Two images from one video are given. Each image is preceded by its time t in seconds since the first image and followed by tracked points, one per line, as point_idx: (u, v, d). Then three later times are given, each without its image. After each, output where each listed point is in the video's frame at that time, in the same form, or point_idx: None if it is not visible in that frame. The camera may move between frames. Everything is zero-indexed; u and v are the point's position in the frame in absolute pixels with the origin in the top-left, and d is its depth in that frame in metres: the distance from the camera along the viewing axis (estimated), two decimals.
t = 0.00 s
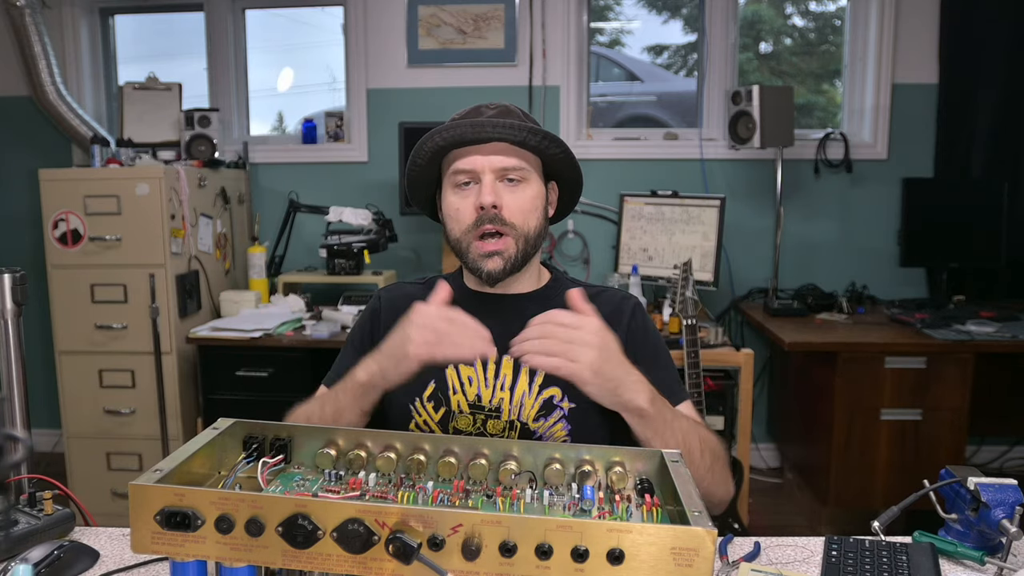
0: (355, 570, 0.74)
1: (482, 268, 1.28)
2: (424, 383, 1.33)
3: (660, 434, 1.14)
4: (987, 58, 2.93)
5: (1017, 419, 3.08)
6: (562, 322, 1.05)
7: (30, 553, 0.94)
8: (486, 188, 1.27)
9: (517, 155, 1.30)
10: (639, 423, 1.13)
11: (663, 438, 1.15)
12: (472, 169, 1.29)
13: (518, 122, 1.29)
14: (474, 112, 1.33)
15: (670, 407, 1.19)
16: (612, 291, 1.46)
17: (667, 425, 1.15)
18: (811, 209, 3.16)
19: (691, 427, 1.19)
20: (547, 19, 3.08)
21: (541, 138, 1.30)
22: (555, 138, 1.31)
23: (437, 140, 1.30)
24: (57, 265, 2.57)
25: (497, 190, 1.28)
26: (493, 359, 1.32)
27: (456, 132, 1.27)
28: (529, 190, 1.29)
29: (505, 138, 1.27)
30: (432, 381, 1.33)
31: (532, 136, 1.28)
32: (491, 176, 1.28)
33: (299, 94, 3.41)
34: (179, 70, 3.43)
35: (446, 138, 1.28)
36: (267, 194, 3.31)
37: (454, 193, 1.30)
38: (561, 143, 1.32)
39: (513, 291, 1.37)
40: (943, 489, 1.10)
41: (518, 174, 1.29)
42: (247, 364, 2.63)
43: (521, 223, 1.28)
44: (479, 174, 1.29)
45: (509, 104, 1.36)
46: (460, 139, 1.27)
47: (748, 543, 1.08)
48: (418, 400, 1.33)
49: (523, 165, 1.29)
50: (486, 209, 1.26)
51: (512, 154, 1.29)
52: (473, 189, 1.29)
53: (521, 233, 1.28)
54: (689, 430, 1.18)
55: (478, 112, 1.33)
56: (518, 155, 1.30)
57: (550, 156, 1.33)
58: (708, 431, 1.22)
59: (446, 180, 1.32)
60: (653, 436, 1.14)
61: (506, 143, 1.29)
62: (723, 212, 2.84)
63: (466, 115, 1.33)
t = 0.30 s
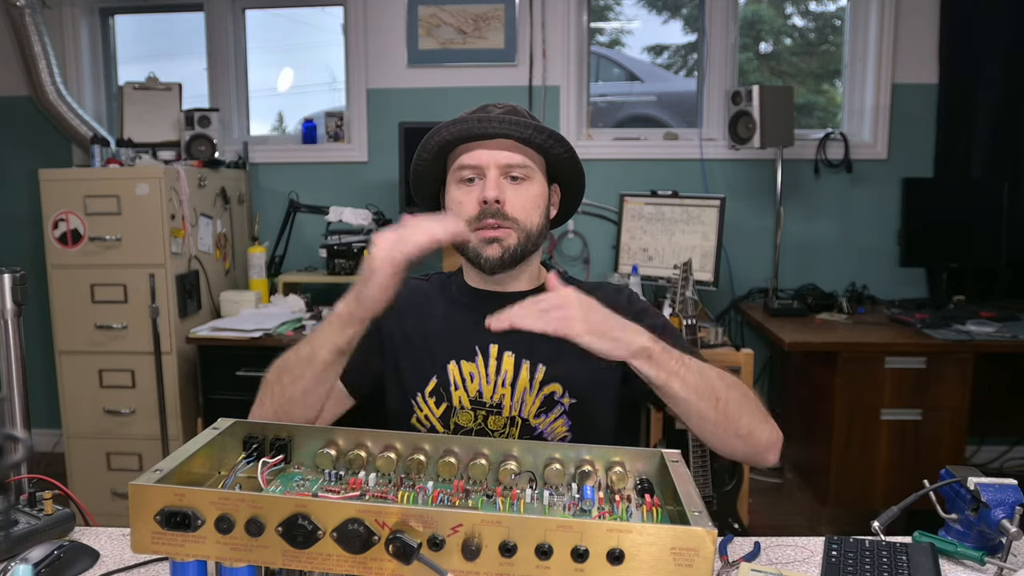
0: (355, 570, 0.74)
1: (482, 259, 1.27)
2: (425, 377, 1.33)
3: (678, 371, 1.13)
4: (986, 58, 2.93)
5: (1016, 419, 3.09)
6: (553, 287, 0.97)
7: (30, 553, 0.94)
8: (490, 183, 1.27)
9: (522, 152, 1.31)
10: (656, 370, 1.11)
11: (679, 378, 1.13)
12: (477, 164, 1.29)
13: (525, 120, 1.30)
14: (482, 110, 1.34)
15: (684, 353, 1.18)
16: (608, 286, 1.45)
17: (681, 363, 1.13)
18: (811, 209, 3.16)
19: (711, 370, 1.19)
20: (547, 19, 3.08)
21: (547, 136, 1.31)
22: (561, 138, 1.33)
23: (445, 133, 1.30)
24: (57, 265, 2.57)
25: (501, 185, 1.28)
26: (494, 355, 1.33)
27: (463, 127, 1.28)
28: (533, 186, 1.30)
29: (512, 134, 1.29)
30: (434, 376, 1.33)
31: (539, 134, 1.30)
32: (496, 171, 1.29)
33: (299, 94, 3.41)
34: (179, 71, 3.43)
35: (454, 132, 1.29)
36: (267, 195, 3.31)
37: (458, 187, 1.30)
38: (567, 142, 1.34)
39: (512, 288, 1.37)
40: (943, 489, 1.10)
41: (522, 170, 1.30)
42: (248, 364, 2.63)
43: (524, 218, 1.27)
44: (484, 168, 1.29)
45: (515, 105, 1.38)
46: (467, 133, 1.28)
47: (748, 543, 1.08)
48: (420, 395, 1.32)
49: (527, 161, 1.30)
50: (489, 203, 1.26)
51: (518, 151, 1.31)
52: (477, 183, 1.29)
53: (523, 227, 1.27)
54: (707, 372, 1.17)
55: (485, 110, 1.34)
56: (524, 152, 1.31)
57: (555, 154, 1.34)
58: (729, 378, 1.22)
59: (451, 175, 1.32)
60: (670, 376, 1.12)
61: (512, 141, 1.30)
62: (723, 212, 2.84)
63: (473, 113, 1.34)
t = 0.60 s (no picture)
0: (355, 570, 0.74)
1: (484, 262, 1.27)
2: (423, 373, 1.33)
3: (696, 342, 1.14)
4: (987, 58, 2.93)
5: (1017, 419, 3.08)
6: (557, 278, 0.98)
7: (30, 553, 0.94)
8: (494, 183, 1.28)
9: (525, 153, 1.31)
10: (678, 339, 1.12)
11: (698, 350, 1.14)
12: (480, 165, 1.29)
13: (530, 121, 1.31)
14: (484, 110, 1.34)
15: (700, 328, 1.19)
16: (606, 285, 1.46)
17: (699, 335, 1.15)
18: (811, 208, 3.16)
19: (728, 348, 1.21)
20: (547, 19, 3.08)
21: (551, 138, 1.31)
22: (564, 140, 1.34)
23: (448, 133, 1.29)
24: (57, 265, 2.57)
25: (504, 186, 1.28)
26: (493, 352, 1.32)
27: (468, 126, 1.28)
28: (535, 188, 1.30)
29: (515, 136, 1.28)
30: (431, 371, 1.33)
31: (543, 136, 1.30)
32: (499, 172, 1.29)
33: (299, 94, 3.41)
34: (179, 71, 3.43)
35: (457, 132, 1.28)
36: (267, 195, 3.31)
37: (460, 188, 1.30)
38: (569, 145, 1.35)
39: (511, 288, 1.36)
40: (943, 489, 1.10)
41: (525, 172, 1.30)
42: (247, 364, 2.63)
43: (526, 221, 1.29)
44: (487, 169, 1.29)
45: (517, 105, 1.37)
46: (471, 132, 1.28)
47: (748, 543, 1.08)
48: (418, 390, 1.33)
49: (530, 163, 1.30)
50: (493, 203, 1.27)
51: (521, 152, 1.31)
52: (479, 184, 1.29)
53: (524, 229, 1.28)
54: (723, 345, 1.19)
55: (488, 109, 1.34)
56: (527, 154, 1.31)
57: (557, 155, 1.34)
58: (742, 354, 1.24)
59: (453, 174, 1.32)
60: (689, 345, 1.13)
61: (516, 141, 1.30)
62: (723, 212, 2.84)
63: (476, 112, 1.34)
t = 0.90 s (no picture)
0: (355, 570, 0.74)
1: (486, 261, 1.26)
2: (423, 375, 1.33)
3: (708, 326, 1.14)
4: (987, 58, 2.93)
5: (1017, 419, 3.09)
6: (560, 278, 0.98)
7: (30, 553, 0.94)
8: (494, 183, 1.27)
9: (525, 153, 1.32)
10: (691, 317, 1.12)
11: (709, 334, 1.13)
12: (479, 164, 1.29)
13: (529, 121, 1.31)
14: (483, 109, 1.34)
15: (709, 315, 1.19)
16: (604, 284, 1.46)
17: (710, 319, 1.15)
18: (811, 208, 3.16)
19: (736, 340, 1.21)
20: (547, 19, 3.08)
21: (550, 137, 1.32)
22: (563, 139, 1.35)
23: (448, 132, 1.30)
24: (57, 265, 2.57)
25: (504, 185, 1.28)
26: (492, 351, 1.33)
27: (468, 126, 1.28)
28: (535, 188, 1.30)
29: (515, 135, 1.30)
30: (431, 371, 1.33)
31: (542, 135, 1.31)
32: (499, 171, 1.28)
33: (299, 94, 3.41)
34: (179, 71, 3.43)
35: (458, 131, 1.29)
36: (267, 195, 3.31)
37: (460, 187, 1.29)
38: (568, 144, 1.36)
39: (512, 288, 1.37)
40: (943, 489, 1.10)
41: (525, 171, 1.30)
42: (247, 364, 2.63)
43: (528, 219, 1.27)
44: (486, 169, 1.29)
45: (516, 105, 1.38)
46: (472, 132, 1.29)
47: (748, 543, 1.08)
48: (417, 390, 1.33)
49: (530, 162, 1.30)
50: (493, 203, 1.26)
51: (521, 152, 1.31)
52: (479, 184, 1.29)
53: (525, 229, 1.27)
54: (732, 334, 1.19)
55: (487, 109, 1.35)
56: (526, 153, 1.32)
57: (556, 155, 1.35)
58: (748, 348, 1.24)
59: (452, 174, 1.32)
60: (701, 328, 1.12)
61: (515, 141, 1.31)
62: (723, 212, 2.84)
63: (475, 112, 1.34)
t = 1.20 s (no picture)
0: (355, 570, 0.74)
1: (487, 262, 1.27)
2: (424, 378, 1.33)
3: (684, 355, 1.13)
4: (986, 58, 2.93)
5: (1017, 419, 3.09)
6: (553, 288, 0.98)
7: (30, 553, 0.94)
8: (495, 185, 1.27)
9: (526, 154, 1.32)
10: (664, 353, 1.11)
11: (685, 362, 1.13)
12: (480, 166, 1.29)
13: (531, 122, 1.31)
14: (484, 111, 1.34)
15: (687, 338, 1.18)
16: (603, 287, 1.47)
17: (684, 347, 1.13)
18: (811, 208, 3.16)
19: (718, 354, 1.20)
20: (547, 19, 3.08)
21: (551, 139, 1.32)
22: (564, 141, 1.34)
23: (449, 133, 1.30)
24: (57, 265, 2.57)
25: (505, 188, 1.28)
26: (493, 356, 1.32)
27: (469, 127, 1.28)
28: (536, 189, 1.30)
29: (517, 137, 1.29)
30: (432, 377, 1.33)
31: (543, 137, 1.31)
32: (500, 173, 1.29)
33: (299, 94, 3.41)
34: (179, 71, 3.43)
35: (458, 133, 1.28)
36: (267, 195, 3.31)
37: (461, 189, 1.30)
38: (569, 146, 1.36)
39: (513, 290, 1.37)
40: (943, 489, 1.10)
41: (526, 173, 1.30)
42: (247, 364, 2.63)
43: (528, 222, 1.28)
44: (488, 170, 1.29)
45: (517, 106, 1.38)
46: (472, 133, 1.28)
47: (748, 543, 1.08)
48: (418, 395, 1.33)
49: (531, 164, 1.31)
50: (494, 205, 1.26)
51: (522, 153, 1.31)
52: (480, 185, 1.29)
53: (526, 231, 1.28)
54: (712, 353, 1.18)
55: (488, 111, 1.34)
56: (528, 154, 1.32)
57: (557, 157, 1.35)
58: (733, 359, 1.22)
59: (453, 175, 1.32)
60: (677, 359, 1.11)
61: (516, 142, 1.31)
62: (723, 212, 2.83)
63: (475, 113, 1.34)
